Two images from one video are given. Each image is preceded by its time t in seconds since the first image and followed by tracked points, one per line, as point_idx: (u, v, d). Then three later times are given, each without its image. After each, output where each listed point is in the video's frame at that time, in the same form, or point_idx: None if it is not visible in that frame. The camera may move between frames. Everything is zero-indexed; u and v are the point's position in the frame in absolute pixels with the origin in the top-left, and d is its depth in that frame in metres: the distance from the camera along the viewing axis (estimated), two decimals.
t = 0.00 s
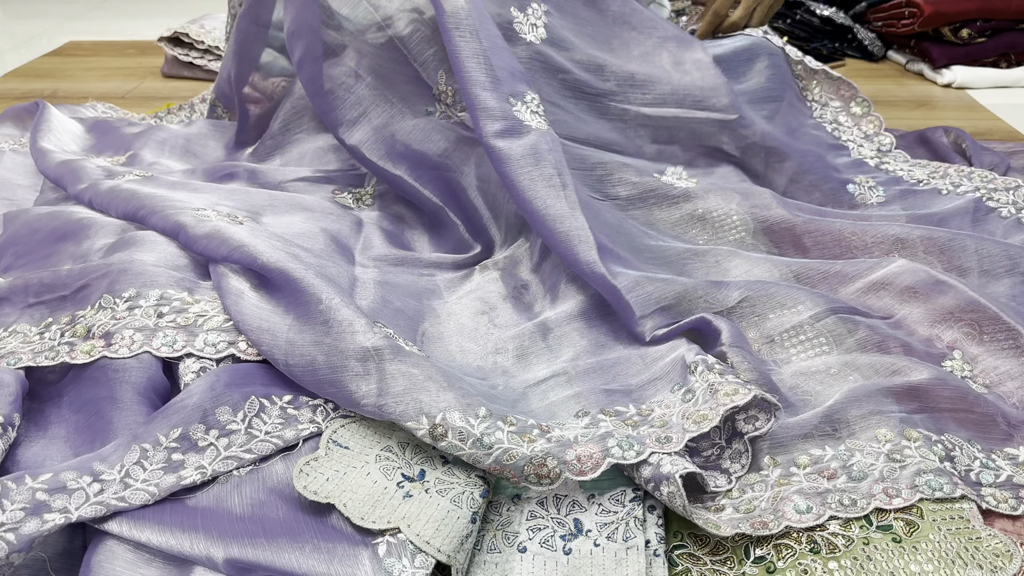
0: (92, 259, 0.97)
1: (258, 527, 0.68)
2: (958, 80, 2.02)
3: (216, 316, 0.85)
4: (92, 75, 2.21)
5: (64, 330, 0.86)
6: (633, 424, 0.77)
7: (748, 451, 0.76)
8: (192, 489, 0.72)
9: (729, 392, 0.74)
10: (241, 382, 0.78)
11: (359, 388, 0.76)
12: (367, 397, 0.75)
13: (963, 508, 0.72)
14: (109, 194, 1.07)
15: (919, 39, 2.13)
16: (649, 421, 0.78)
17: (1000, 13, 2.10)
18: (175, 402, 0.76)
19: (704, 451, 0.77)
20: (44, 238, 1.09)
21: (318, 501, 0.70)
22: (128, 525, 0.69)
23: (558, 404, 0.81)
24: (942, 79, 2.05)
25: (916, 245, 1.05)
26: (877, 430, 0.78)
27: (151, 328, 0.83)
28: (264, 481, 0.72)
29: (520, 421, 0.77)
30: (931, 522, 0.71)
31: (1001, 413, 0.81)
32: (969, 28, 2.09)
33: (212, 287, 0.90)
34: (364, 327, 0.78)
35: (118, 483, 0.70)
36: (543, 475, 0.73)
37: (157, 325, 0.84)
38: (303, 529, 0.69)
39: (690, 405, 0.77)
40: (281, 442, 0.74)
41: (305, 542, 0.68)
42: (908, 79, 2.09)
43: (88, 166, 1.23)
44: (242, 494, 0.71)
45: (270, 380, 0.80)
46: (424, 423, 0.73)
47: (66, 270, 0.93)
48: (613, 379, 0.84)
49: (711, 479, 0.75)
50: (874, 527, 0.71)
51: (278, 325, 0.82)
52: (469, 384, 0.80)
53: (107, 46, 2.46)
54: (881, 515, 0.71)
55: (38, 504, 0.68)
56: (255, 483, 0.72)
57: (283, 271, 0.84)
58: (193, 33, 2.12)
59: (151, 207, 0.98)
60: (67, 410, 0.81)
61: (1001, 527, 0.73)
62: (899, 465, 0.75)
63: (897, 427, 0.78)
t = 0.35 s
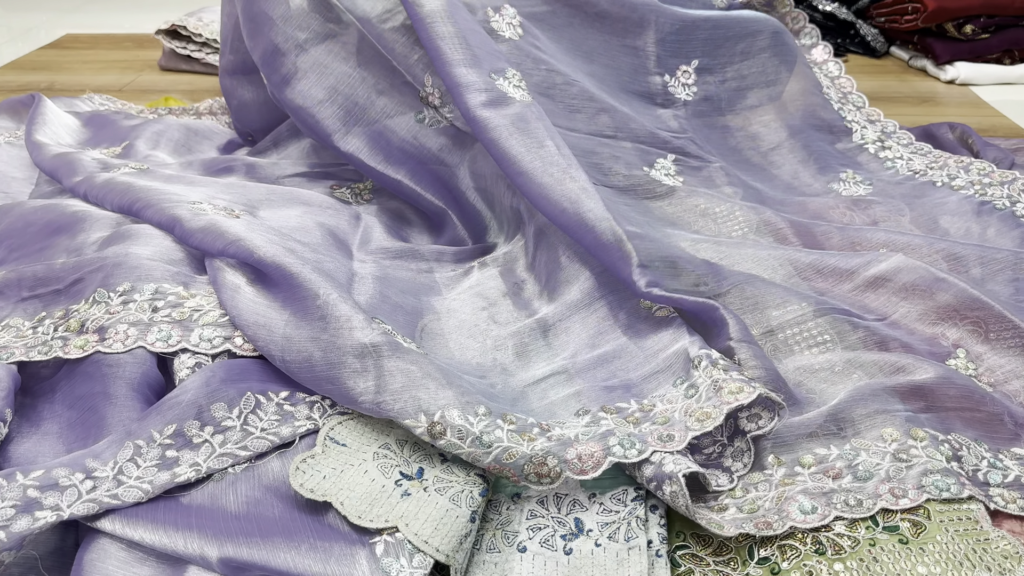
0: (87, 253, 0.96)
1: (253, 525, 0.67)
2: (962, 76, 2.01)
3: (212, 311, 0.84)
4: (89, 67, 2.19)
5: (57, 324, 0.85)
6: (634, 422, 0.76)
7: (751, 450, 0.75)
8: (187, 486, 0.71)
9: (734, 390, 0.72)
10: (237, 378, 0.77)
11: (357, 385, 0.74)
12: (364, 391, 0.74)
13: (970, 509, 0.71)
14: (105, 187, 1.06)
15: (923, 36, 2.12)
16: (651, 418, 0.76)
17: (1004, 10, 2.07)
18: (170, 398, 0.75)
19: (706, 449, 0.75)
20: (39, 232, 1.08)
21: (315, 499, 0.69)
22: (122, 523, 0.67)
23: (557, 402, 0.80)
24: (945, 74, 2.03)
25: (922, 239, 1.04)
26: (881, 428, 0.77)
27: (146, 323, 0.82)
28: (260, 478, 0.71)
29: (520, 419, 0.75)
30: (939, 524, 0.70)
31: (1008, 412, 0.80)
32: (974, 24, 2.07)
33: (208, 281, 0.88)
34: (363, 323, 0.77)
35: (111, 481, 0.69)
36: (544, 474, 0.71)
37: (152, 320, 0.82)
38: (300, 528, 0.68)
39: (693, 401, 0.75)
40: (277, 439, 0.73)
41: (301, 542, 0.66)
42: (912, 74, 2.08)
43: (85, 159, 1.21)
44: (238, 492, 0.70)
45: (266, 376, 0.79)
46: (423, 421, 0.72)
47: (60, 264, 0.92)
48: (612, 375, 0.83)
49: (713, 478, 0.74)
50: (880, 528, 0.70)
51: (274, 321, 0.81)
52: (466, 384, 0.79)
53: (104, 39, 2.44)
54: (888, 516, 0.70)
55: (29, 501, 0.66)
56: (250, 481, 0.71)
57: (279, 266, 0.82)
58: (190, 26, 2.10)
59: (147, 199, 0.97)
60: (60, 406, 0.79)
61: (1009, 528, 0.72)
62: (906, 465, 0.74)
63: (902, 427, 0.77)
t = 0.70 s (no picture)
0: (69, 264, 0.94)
1: (236, 552, 0.67)
2: (955, 83, 2.01)
3: (195, 326, 0.82)
4: (76, 64, 2.16)
5: (37, 338, 0.83)
6: (613, 430, 0.74)
7: (724, 444, 0.74)
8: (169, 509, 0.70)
9: (704, 384, 0.72)
10: (220, 398, 0.75)
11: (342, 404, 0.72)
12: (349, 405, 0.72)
13: (960, 533, 0.71)
14: (88, 194, 1.04)
15: (916, 41, 2.12)
16: (629, 421, 0.75)
17: (998, 16, 2.07)
18: (151, 417, 0.73)
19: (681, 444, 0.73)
20: (20, 239, 1.06)
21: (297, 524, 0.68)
22: (100, 548, 0.67)
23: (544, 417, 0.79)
24: (939, 81, 2.03)
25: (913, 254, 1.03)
26: (871, 447, 0.76)
27: (128, 339, 0.80)
28: (244, 503, 0.71)
29: (504, 441, 0.74)
30: (930, 551, 0.70)
31: (999, 433, 0.79)
32: (966, 30, 2.07)
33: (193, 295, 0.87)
34: (349, 339, 0.75)
35: (90, 504, 0.67)
36: (531, 496, 0.70)
37: (134, 336, 0.81)
38: (282, 555, 0.67)
39: (667, 399, 0.75)
40: (260, 461, 0.72)
41: (284, 570, 0.66)
42: (905, 80, 2.07)
43: (69, 164, 1.19)
44: (221, 517, 0.70)
45: (249, 395, 0.77)
46: (408, 444, 0.70)
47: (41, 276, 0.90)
48: (596, 375, 0.81)
49: (691, 478, 0.73)
50: (870, 555, 0.70)
51: (259, 337, 0.79)
52: (446, 397, 0.78)
53: (92, 35, 2.41)
54: (878, 542, 0.71)
55: (5, 527, 0.65)
56: (233, 504, 0.70)
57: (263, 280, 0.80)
58: (180, 23, 2.07)
59: (129, 209, 0.95)
60: (39, 423, 0.78)
61: (1001, 553, 0.72)
62: (895, 487, 0.73)
63: (894, 446, 0.76)
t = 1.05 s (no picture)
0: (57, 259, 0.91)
1: (230, 560, 0.64)
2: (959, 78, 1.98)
3: (188, 324, 0.80)
4: (64, 55, 2.12)
5: (24, 337, 0.80)
6: (622, 414, 0.72)
7: (729, 431, 0.74)
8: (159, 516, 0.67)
9: (712, 369, 0.70)
10: (215, 399, 0.73)
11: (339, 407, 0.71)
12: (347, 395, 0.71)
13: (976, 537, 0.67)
14: (76, 188, 1.01)
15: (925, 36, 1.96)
16: (637, 408, 0.73)
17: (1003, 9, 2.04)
18: (143, 419, 0.71)
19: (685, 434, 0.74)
20: (6, 233, 1.03)
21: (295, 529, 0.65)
22: (89, 556, 0.64)
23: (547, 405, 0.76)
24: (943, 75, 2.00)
25: (923, 246, 1.00)
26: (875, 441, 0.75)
27: (118, 337, 0.77)
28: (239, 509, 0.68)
29: (514, 429, 0.72)
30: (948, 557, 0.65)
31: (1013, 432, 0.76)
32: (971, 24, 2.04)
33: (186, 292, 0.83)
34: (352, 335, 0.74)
35: (78, 510, 0.65)
36: (547, 477, 0.68)
37: (125, 334, 0.78)
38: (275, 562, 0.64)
39: (674, 386, 0.72)
40: (255, 464, 0.69)
41: None
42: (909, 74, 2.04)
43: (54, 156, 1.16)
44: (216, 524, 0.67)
45: (245, 396, 0.75)
46: (418, 434, 0.68)
47: (28, 273, 0.87)
48: (598, 363, 0.77)
49: (699, 463, 0.72)
50: (888, 562, 0.65)
51: (257, 333, 0.76)
52: (445, 384, 0.74)
53: (81, 25, 2.36)
54: (894, 549, 0.66)
55: None
56: (227, 510, 0.68)
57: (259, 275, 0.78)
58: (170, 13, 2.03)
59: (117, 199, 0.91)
60: (26, 425, 0.75)
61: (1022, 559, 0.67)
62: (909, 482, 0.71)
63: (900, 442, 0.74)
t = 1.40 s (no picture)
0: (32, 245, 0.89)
1: (200, 547, 0.62)
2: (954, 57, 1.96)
3: (162, 310, 0.78)
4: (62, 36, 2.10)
5: None
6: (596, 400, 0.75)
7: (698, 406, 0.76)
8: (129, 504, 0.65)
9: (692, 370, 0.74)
10: (187, 385, 0.72)
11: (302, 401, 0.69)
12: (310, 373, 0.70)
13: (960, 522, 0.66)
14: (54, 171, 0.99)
15: None
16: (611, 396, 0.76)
17: None
18: (112, 405, 0.69)
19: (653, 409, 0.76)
20: None
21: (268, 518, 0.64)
22: (54, 545, 0.62)
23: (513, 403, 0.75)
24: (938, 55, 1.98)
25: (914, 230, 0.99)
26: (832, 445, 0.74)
27: (90, 323, 0.76)
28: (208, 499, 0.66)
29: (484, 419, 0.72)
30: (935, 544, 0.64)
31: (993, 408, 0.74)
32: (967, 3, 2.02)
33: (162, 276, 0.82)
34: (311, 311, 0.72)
35: (44, 497, 0.63)
36: (519, 470, 0.69)
37: (97, 320, 0.76)
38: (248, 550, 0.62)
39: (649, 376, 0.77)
40: (228, 452, 0.68)
41: (252, 567, 0.61)
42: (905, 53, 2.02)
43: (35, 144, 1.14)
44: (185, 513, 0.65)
45: (219, 382, 0.73)
46: (391, 424, 0.68)
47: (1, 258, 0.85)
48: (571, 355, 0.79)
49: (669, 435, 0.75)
50: (873, 550, 0.65)
51: (229, 319, 0.75)
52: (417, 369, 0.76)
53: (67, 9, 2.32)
54: (879, 537, 0.65)
55: None
56: (198, 498, 0.66)
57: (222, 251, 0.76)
58: None
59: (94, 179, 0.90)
60: None
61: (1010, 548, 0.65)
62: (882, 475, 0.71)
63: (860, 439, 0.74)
